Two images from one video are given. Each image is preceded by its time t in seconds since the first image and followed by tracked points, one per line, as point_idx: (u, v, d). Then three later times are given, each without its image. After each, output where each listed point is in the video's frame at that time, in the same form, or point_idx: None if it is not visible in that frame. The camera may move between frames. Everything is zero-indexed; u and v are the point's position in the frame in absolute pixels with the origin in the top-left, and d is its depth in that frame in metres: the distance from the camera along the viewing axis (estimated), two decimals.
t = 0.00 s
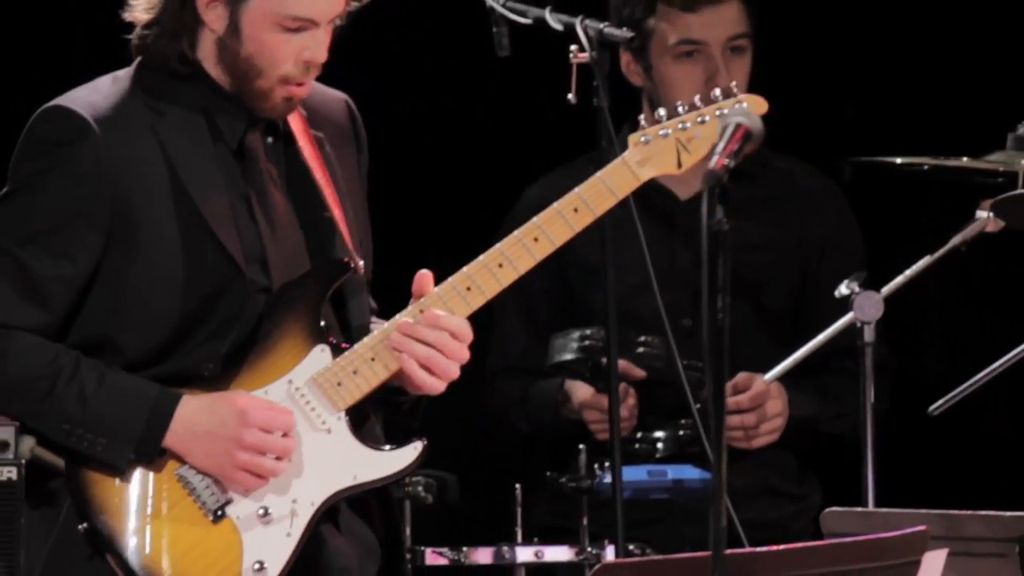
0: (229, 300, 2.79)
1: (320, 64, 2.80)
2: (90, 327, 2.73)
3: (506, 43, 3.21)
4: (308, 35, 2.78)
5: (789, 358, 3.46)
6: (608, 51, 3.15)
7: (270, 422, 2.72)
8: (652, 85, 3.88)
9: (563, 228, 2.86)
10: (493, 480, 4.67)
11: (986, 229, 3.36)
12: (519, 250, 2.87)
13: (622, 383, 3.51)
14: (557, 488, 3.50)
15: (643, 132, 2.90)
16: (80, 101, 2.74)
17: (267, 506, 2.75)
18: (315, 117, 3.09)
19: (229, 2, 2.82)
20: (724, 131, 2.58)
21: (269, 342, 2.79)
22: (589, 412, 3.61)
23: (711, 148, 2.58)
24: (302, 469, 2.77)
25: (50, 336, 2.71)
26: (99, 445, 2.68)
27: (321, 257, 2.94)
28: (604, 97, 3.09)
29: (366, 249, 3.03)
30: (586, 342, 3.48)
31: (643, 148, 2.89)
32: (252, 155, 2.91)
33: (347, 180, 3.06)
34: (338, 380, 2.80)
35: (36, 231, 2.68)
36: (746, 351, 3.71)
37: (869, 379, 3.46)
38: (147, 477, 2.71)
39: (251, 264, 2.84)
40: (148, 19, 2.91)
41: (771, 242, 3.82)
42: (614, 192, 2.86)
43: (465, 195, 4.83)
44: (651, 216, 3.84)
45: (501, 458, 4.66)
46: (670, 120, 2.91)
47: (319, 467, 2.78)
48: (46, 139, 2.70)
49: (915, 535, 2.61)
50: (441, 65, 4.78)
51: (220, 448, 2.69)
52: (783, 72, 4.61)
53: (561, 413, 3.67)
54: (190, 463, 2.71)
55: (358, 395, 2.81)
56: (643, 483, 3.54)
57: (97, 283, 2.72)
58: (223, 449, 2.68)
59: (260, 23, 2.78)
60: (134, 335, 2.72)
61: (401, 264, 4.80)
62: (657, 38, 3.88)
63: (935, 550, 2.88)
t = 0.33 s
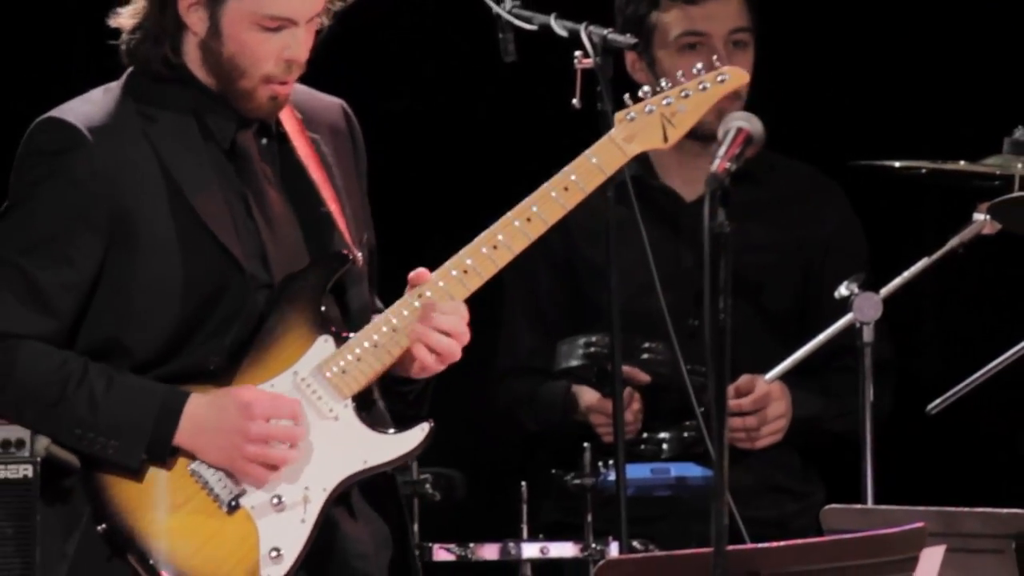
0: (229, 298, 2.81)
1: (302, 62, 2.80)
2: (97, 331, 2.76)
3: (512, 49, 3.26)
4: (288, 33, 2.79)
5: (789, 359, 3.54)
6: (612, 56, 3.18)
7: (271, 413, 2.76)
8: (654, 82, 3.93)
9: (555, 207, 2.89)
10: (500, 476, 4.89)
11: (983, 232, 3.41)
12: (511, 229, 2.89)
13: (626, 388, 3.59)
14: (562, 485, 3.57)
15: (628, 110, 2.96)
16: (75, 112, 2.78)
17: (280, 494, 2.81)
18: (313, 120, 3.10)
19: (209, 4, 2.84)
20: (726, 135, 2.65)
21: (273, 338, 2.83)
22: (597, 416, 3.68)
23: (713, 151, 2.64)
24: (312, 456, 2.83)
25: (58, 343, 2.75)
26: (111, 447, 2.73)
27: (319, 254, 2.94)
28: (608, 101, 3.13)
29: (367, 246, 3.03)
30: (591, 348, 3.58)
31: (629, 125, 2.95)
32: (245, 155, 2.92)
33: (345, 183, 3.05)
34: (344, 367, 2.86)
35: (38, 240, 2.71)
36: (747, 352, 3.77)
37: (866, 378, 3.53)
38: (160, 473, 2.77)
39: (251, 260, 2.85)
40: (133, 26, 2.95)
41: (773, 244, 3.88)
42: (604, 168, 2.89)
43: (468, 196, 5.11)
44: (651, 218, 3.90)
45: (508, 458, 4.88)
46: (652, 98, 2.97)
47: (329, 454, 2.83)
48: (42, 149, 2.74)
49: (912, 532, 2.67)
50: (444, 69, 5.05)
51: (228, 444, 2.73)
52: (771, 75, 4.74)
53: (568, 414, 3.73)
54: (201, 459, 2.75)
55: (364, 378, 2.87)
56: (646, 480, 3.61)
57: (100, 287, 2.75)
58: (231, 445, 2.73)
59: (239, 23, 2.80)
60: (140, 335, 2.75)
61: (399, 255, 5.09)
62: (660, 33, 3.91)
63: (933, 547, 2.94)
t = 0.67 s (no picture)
0: (236, 298, 2.77)
1: (298, 67, 2.77)
2: (109, 333, 2.73)
3: (520, 54, 3.33)
4: (282, 39, 2.75)
5: (790, 358, 3.62)
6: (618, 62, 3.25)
7: (279, 407, 2.71)
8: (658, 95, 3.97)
9: (552, 197, 2.84)
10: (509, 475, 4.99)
11: (981, 233, 3.49)
12: (512, 224, 2.84)
13: (635, 384, 3.65)
14: (570, 482, 3.64)
15: (620, 101, 2.90)
16: (79, 120, 2.75)
17: (293, 485, 2.75)
18: (314, 124, 3.07)
19: (203, 12, 2.80)
20: (729, 139, 2.70)
21: (282, 331, 2.79)
22: (608, 411, 3.70)
23: (716, 155, 2.70)
24: (322, 448, 2.77)
25: (70, 346, 2.72)
26: (125, 445, 2.69)
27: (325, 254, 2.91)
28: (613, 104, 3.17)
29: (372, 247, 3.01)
30: (604, 344, 3.64)
31: (621, 116, 2.89)
32: (248, 159, 2.89)
33: (347, 186, 3.03)
34: (350, 360, 2.80)
35: (47, 246, 2.68)
36: (750, 353, 3.84)
37: (869, 376, 3.59)
38: (174, 469, 2.73)
39: (256, 260, 2.80)
40: (130, 36, 2.91)
41: (775, 245, 3.95)
42: (598, 158, 2.84)
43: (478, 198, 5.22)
44: (655, 219, 3.98)
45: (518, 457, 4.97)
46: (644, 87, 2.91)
47: (338, 446, 2.77)
48: (46, 158, 2.71)
49: (913, 527, 2.73)
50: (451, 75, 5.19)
51: (239, 438, 2.69)
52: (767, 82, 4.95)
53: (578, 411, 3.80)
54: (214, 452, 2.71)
55: (370, 373, 2.80)
56: (652, 477, 3.64)
57: (110, 290, 2.73)
58: (242, 437, 2.68)
59: (233, 30, 2.76)
60: (149, 337, 2.72)
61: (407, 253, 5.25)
62: (666, 47, 3.97)
63: (933, 543, 3.01)
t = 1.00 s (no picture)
0: (247, 298, 2.81)
1: (312, 73, 2.82)
2: (123, 329, 2.77)
3: (527, 59, 3.37)
4: (297, 44, 2.81)
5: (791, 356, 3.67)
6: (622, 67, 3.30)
7: (288, 403, 2.73)
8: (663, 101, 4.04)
9: (559, 209, 2.91)
10: (515, 471, 5.07)
11: (978, 234, 3.53)
12: (518, 233, 2.90)
13: (642, 378, 3.71)
14: (575, 478, 3.71)
15: (628, 116, 2.98)
16: (97, 119, 2.79)
17: (299, 484, 2.77)
18: (323, 130, 3.11)
19: (220, 17, 2.85)
20: (731, 142, 2.78)
21: (291, 335, 2.81)
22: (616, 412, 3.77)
23: (720, 158, 2.77)
24: (328, 449, 2.79)
25: (84, 343, 2.75)
26: (138, 440, 2.71)
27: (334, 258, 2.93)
28: (617, 109, 3.22)
29: (380, 252, 3.04)
30: (609, 332, 3.66)
31: (629, 131, 2.96)
32: (261, 162, 2.92)
33: (356, 191, 3.07)
34: (357, 362, 2.83)
35: (64, 243, 2.72)
36: (751, 351, 3.91)
37: (867, 374, 3.68)
38: (183, 464, 2.75)
39: (267, 261, 2.83)
40: (146, 40, 2.96)
41: (779, 246, 4.02)
42: (605, 172, 2.91)
43: (478, 199, 5.30)
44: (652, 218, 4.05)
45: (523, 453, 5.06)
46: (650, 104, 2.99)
47: (345, 446, 2.79)
48: (64, 157, 2.75)
49: (909, 522, 2.81)
50: (454, 73, 5.26)
51: (249, 431, 2.71)
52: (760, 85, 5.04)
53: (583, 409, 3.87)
54: (224, 449, 2.74)
55: (377, 375, 2.83)
56: (656, 473, 3.71)
57: (125, 286, 2.76)
58: (253, 431, 2.70)
59: (249, 36, 2.81)
60: (163, 334, 2.76)
61: (411, 254, 5.33)
62: (670, 56, 4.03)
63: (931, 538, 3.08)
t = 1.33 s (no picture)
0: (263, 296, 2.87)
1: (333, 70, 2.88)
2: (142, 324, 2.84)
3: (531, 63, 3.42)
4: (317, 42, 2.86)
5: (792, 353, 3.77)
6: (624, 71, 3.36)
7: (305, 416, 2.81)
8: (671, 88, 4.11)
9: (566, 212, 2.97)
10: (518, 465, 5.14)
11: (974, 235, 3.65)
12: (525, 235, 2.97)
13: (636, 367, 3.76)
14: (578, 473, 3.80)
15: (635, 121, 3.04)
16: (123, 117, 2.87)
17: (307, 485, 2.83)
18: (345, 123, 3.16)
19: (243, 16, 2.91)
20: (732, 144, 2.84)
21: (300, 335, 2.87)
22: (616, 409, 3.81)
23: (721, 160, 2.83)
24: (337, 450, 2.85)
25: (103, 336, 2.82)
26: (153, 438, 2.79)
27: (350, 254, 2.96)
28: (622, 113, 3.28)
29: (393, 245, 3.09)
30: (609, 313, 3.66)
31: (636, 135, 3.03)
32: (279, 159, 2.98)
33: (373, 184, 3.12)
34: (366, 364, 2.89)
35: (87, 238, 2.79)
36: (751, 348, 3.99)
37: (864, 371, 3.75)
38: (198, 464, 2.82)
39: (284, 258, 2.88)
40: (169, 42, 3.01)
41: (778, 244, 4.09)
42: (612, 176, 2.97)
43: (479, 198, 5.37)
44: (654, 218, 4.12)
45: (526, 448, 5.13)
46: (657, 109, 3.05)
47: (353, 448, 2.85)
48: (88, 154, 2.83)
49: (906, 518, 2.87)
50: (455, 74, 5.32)
51: (262, 439, 2.78)
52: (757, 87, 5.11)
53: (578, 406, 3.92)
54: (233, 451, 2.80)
55: (386, 376, 2.90)
56: (658, 468, 3.76)
57: (145, 283, 2.84)
58: (264, 440, 2.78)
59: (272, 35, 2.87)
60: (180, 327, 2.83)
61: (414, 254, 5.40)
62: (680, 41, 4.10)
63: (927, 532, 3.15)
